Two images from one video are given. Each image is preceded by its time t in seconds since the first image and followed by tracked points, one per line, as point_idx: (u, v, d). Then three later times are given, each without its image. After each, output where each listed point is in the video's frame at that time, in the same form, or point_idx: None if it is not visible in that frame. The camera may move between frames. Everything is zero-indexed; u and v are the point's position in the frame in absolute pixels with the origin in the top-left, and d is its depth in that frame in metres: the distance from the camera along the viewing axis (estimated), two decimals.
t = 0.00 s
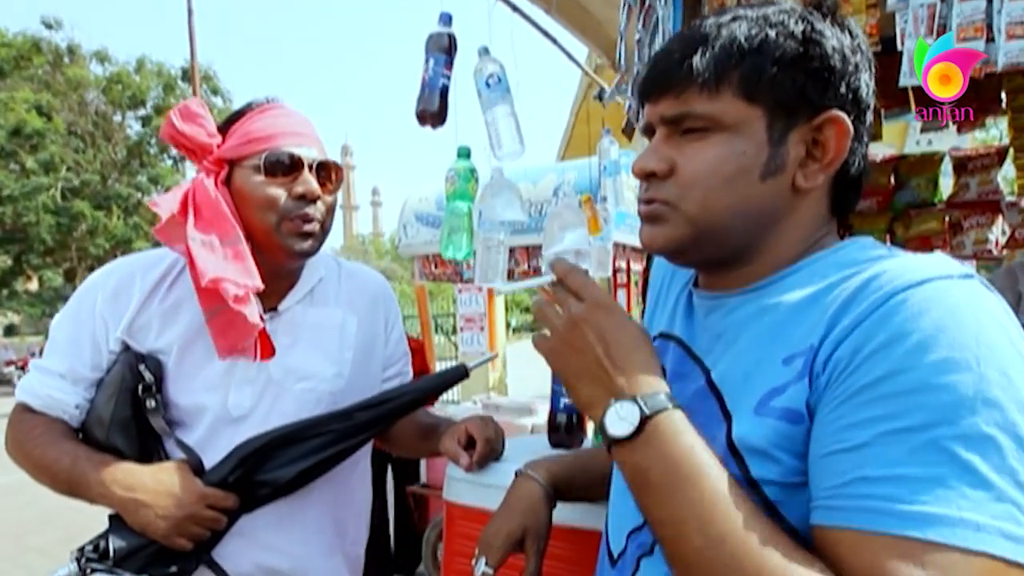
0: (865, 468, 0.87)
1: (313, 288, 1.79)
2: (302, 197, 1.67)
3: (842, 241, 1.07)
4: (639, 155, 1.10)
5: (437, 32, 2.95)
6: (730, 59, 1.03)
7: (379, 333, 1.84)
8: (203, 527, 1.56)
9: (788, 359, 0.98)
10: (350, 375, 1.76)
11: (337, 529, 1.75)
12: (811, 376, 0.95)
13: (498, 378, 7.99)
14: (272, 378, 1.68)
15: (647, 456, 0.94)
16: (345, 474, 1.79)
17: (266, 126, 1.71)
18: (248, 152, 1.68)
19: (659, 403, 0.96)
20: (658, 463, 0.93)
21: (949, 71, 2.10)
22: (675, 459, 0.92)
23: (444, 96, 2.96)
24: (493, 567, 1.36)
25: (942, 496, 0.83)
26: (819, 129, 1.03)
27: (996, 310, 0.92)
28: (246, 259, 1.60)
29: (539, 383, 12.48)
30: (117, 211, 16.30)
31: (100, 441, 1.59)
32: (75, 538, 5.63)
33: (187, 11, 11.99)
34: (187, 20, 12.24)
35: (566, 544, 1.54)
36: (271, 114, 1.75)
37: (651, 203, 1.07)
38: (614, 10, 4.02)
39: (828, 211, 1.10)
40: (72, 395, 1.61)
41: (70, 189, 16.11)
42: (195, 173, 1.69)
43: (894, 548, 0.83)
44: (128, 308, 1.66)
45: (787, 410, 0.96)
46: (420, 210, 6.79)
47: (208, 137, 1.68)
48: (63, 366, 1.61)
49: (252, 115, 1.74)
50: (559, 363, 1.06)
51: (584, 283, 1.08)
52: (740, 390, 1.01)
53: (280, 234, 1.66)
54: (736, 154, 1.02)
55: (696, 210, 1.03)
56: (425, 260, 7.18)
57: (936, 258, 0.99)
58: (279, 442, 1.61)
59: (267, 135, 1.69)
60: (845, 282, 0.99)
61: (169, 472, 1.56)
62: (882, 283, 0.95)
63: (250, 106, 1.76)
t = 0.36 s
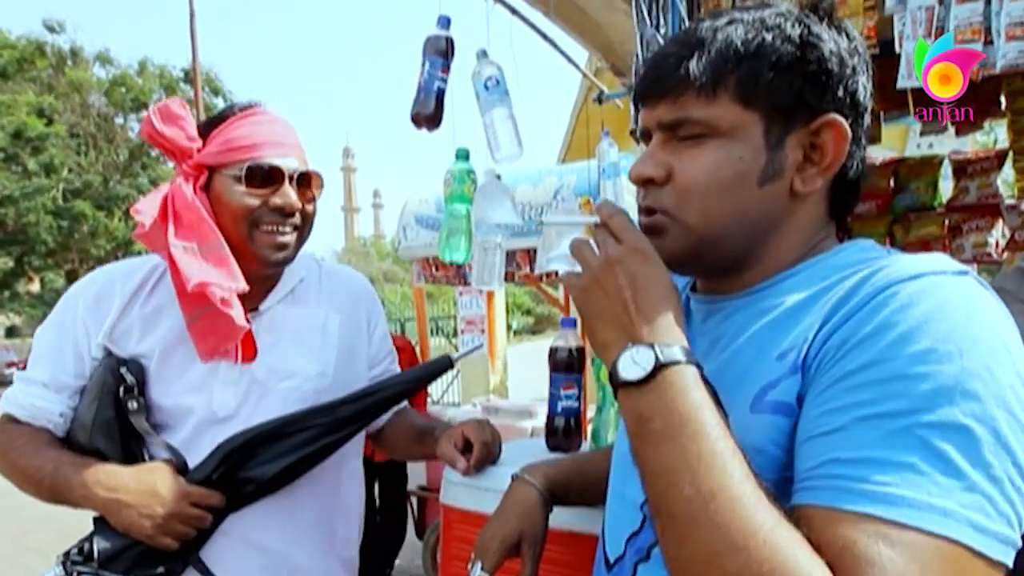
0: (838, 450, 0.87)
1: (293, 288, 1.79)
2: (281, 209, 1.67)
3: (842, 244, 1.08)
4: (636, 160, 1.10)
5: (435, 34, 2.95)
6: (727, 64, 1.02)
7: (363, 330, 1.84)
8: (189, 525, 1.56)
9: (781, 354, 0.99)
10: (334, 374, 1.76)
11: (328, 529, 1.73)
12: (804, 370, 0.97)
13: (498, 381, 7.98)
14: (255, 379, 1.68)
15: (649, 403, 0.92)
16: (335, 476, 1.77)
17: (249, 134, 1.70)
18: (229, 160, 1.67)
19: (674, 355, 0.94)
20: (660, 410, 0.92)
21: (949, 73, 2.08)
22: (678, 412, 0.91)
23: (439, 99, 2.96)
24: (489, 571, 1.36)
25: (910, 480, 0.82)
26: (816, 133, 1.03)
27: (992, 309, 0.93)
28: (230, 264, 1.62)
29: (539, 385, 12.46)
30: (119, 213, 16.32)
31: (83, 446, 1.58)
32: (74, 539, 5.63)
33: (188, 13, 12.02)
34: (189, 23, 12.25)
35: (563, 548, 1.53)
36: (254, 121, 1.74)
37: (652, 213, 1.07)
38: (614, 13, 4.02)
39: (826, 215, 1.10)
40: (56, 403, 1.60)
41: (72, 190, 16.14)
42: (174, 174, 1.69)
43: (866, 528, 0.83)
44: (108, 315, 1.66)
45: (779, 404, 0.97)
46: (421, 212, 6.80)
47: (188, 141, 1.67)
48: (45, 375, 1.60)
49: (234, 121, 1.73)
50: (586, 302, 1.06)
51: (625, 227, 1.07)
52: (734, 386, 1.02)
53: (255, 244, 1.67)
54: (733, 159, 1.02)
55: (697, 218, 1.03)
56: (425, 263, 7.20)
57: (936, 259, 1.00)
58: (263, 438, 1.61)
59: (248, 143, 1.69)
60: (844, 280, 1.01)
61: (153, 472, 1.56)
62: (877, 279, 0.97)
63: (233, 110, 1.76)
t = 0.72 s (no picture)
0: (840, 450, 0.87)
1: (256, 277, 1.75)
2: (243, 208, 1.64)
3: (847, 247, 1.08)
4: (641, 162, 1.10)
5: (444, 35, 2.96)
6: (733, 67, 1.03)
7: (330, 317, 1.82)
8: (176, 520, 1.53)
9: (786, 356, 0.99)
10: (306, 357, 1.74)
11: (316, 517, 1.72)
12: (809, 372, 0.97)
13: (501, 382, 7.99)
14: (230, 364, 1.65)
15: (665, 396, 0.93)
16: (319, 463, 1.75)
17: (207, 130, 1.65)
18: (189, 157, 1.63)
19: (692, 350, 0.95)
20: (675, 402, 0.92)
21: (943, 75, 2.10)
22: (692, 406, 0.91)
23: (451, 98, 2.98)
24: (492, 570, 1.37)
25: (912, 480, 0.82)
26: (821, 137, 1.03)
27: (996, 313, 0.93)
28: (186, 249, 1.57)
29: (542, 386, 12.46)
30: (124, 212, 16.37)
31: (50, 448, 1.53)
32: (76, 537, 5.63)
33: (195, 14, 12.09)
34: (197, 24, 12.33)
35: (566, 549, 1.52)
36: (213, 116, 1.68)
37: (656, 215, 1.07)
38: (619, 14, 4.01)
39: (830, 219, 1.10)
40: (15, 411, 1.54)
41: (78, 189, 16.21)
42: (131, 169, 1.64)
43: (868, 527, 0.82)
44: (65, 315, 1.60)
45: (784, 406, 0.97)
46: (425, 213, 6.83)
47: (144, 135, 1.61)
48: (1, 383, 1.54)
49: (191, 115, 1.67)
50: (608, 293, 1.06)
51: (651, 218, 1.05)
52: (740, 388, 1.02)
53: (216, 242, 1.64)
54: (737, 163, 1.02)
55: (702, 223, 1.04)
56: (429, 264, 7.20)
57: (941, 262, 1.00)
58: (243, 428, 1.60)
59: (208, 139, 1.64)
60: (849, 284, 1.01)
61: (134, 468, 1.52)
62: (882, 282, 0.97)
63: (190, 103, 1.69)
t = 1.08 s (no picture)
0: (859, 451, 0.88)
1: (235, 279, 1.78)
2: (222, 211, 1.64)
3: (865, 249, 1.09)
4: (659, 163, 1.12)
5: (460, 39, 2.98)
6: (752, 69, 1.04)
7: (314, 317, 1.84)
8: (163, 528, 1.51)
9: (804, 357, 1.00)
10: (290, 359, 1.76)
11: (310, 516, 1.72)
12: (828, 373, 0.98)
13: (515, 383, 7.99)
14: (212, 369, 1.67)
15: (686, 395, 0.94)
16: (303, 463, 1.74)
17: (181, 132, 1.65)
18: (166, 159, 1.63)
19: (712, 350, 0.96)
20: (695, 402, 0.93)
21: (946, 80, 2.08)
22: (714, 406, 0.92)
23: (466, 103, 3.00)
24: (511, 569, 1.38)
25: (930, 480, 0.83)
26: (838, 140, 1.03)
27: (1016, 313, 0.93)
28: (170, 265, 1.57)
29: (555, 387, 12.45)
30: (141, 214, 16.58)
31: (32, 459, 1.51)
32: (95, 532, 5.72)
33: (213, 19, 12.26)
34: (215, 29, 12.51)
35: (584, 549, 1.54)
36: (186, 116, 1.68)
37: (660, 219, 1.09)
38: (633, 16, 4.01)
39: (848, 221, 1.11)
40: None
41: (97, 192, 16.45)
42: (104, 174, 1.63)
43: (887, 526, 0.83)
44: (42, 323, 1.60)
45: (803, 407, 0.98)
46: (439, 215, 6.86)
47: (116, 138, 1.61)
48: None
49: (163, 117, 1.67)
50: (629, 295, 1.07)
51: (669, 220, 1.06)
52: (758, 389, 1.03)
53: (195, 247, 1.65)
54: (754, 164, 1.03)
55: (717, 224, 1.05)
56: (443, 265, 7.23)
57: (959, 264, 1.00)
58: (230, 432, 1.60)
59: (184, 142, 1.64)
60: (868, 285, 1.02)
61: (119, 476, 1.51)
62: (900, 284, 0.98)
63: (162, 105, 1.69)
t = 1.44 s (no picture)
0: (883, 448, 0.88)
1: (252, 282, 1.82)
2: (240, 217, 1.67)
3: (888, 248, 1.09)
4: (681, 161, 1.12)
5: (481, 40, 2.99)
6: (775, 67, 1.04)
7: (332, 317, 1.86)
8: (179, 529, 1.52)
9: (827, 355, 1.00)
10: (307, 361, 1.79)
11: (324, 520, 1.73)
12: (851, 371, 0.98)
13: (533, 382, 7.99)
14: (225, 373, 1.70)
15: (711, 392, 0.95)
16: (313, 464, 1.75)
17: (198, 138, 1.68)
18: (183, 166, 1.66)
19: (737, 346, 0.96)
20: (720, 398, 0.94)
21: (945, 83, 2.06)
22: (737, 403, 0.93)
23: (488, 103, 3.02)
24: (533, 566, 1.39)
25: (956, 478, 0.83)
26: (862, 138, 1.03)
27: None
28: (156, 285, 1.59)
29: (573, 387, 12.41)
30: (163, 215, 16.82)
31: (53, 462, 1.53)
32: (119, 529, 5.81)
33: (233, 21, 12.40)
34: (235, 32, 12.64)
35: (604, 546, 1.54)
36: (204, 121, 1.71)
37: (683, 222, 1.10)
38: (653, 15, 3.99)
39: (872, 219, 1.11)
40: (21, 425, 1.56)
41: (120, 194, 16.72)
42: (123, 180, 1.67)
43: (912, 523, 0.83)
44: (62, 329, 1.63)
45: (827, 405, 0.98)
46: (458, 215, 6.89)
47: (135, 145, 1.65)
48: (4, 398, 1.56)
49: (181, 123, 1.70)
50: (655, 293, 1.08)
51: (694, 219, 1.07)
52: (781, 387, 1.03)
53: (211, 253, 1.67)
54: (777, 161, 1.03)
55: (738, 222, 1.06)
56: (463, 265, 7.24)
57: (985, 261, 1.00)
58: (243, 434, 1.62)
59: (202, 148, 1.67)
60: (892, 283, 1.02)
61: (133, 478, 1.51)
62: (924, 282, 0.97)
63: (179, 109, 1.72)
